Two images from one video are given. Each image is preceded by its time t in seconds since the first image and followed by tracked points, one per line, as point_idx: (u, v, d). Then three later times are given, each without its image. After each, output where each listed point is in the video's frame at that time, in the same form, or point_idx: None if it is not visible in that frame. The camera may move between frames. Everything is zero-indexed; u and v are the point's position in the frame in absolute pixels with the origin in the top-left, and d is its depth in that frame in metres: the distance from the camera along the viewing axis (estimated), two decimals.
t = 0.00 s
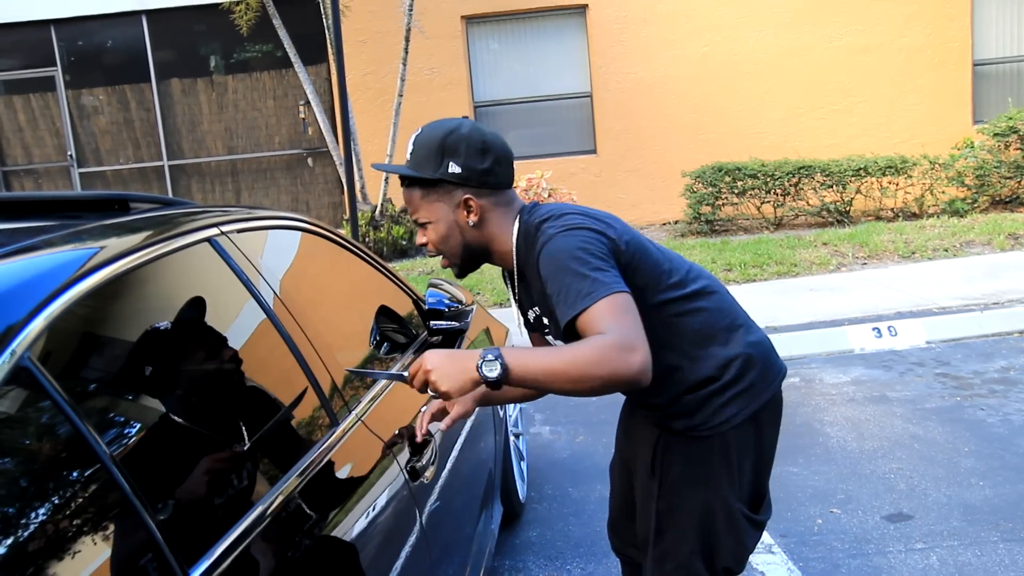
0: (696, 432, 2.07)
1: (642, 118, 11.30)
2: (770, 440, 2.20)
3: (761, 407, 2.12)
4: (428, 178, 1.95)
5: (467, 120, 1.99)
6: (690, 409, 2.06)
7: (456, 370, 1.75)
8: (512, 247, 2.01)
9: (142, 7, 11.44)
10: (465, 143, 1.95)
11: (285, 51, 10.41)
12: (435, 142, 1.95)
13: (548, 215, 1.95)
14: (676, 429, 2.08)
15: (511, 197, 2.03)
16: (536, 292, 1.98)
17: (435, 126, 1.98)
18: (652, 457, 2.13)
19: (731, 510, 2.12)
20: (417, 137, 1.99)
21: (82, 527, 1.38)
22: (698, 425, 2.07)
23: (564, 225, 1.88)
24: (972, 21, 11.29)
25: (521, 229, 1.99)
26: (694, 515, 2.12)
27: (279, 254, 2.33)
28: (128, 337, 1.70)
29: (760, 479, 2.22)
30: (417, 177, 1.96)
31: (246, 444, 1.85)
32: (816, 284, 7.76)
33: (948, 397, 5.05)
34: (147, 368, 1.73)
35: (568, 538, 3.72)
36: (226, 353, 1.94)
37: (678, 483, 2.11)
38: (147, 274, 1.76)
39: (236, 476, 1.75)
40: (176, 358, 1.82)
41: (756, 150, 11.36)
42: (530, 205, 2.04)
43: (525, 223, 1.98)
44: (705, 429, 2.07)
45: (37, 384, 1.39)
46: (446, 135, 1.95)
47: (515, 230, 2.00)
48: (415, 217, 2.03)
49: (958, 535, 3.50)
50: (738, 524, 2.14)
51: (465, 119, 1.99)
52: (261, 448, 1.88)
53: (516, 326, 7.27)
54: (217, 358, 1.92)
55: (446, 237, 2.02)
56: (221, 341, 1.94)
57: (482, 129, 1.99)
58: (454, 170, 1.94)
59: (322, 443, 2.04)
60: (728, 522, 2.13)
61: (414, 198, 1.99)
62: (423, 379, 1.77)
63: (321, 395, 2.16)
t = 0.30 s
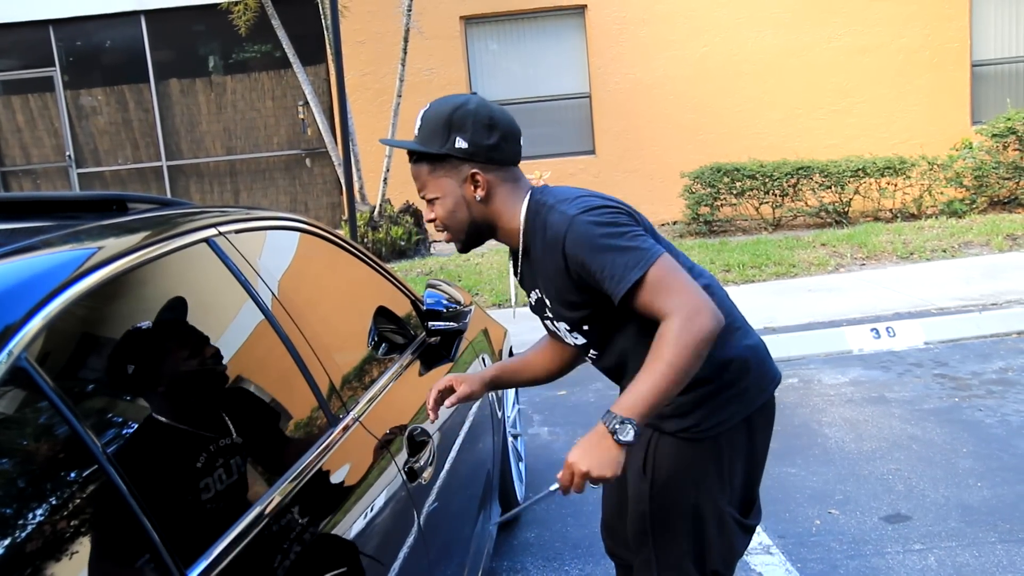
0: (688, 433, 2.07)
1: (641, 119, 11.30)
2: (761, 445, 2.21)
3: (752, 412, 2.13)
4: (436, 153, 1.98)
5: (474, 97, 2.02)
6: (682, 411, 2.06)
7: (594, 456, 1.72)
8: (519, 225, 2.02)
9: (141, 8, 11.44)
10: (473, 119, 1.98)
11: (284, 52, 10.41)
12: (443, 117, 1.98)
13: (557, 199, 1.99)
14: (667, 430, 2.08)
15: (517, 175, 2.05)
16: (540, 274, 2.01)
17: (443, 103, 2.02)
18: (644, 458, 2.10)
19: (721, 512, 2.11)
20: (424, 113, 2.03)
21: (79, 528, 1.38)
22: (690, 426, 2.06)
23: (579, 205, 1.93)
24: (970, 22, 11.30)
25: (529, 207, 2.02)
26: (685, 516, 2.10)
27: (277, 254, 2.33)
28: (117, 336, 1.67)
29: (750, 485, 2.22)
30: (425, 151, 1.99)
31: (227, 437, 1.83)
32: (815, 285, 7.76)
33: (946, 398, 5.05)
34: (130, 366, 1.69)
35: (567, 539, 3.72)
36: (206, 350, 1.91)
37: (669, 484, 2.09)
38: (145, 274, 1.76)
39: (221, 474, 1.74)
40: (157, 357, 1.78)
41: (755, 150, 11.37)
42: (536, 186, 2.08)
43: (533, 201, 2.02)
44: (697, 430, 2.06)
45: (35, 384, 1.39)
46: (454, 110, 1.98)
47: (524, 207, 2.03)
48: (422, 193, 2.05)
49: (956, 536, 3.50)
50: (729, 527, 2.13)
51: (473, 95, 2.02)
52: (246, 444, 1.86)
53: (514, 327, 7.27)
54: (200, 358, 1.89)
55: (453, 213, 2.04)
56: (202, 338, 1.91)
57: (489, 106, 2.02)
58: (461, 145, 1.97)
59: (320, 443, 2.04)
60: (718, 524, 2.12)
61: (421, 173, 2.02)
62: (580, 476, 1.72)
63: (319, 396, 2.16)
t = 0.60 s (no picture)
0: (692, 426, 2.06)
1: (640, 117, 11.30)
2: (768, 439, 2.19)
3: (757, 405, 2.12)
4: (444, 142, 1.98)
5: (476, 88, 2.04)
6: (686, 405, 2.06)
7: (751, 463, 1.89)
8: (527, 214, 2.03)
9: (139, 6, 11.42)
10: (480, 108, 1.99)
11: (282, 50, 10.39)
12: (448, 107, 1.98)
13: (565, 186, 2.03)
14: (671, 423, 2.08)
15: (522, 164, 2.06)
16: (550, 262, 2.02)
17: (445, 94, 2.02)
18: (651, 450, 2.11)
19: (728, 505, 2.09)
20: (427, 105, 2.03)
21: (79, 528, 1.38)
22: (694, 419, 2.06)
23: (592, 189, 1.98)
24: (969, 19, 11.29)
25: (537, 194, 2.04)
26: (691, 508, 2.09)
27: (276, 253, 2.33)
28: (111, 336, 1.65)
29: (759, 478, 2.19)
30: (432, 141, 1.99)
31: (219, 437, 1.80)
32: (815, 282, 7.76)
33: (946, 395, 5.05)
34: (121, 368, 1.65)
35: (567, 537, 3.72)
36: (199, 353, 1.87)
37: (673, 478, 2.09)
38: (144, 273, 1.75)
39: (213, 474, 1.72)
40: (148, 360, 1.73)
41: (754, 148, 11.37)
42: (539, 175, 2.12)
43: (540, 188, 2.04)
44: (701, 423, 2.06)
45: (34, 384, 1.39)
46: (459, 101, 1.99)
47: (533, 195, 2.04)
48: (428, 185, 2.04)
49: (955, 534, 3.50)
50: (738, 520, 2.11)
51: (476, 86, 2.03)
52: (240, 444, 1.84)
53: (513, 326, 7.27)
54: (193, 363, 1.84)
55: (462, 203, 2.03)
56: (196, 340, 1.88)
57: (492, 95, 2.04)
58: (470, 134, 1.98)
59: (320, 442, 2.04)
60: (727, 517, 2.10)
61: (428, 164, 2.01)
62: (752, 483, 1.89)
63: (318, 394, 2.16)
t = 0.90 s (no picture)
0: (699, 424, 2.06)
1: (638, 122, 11.31)
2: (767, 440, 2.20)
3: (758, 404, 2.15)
4: (454, 143, 1.97)
5: (475, 92, 2.06)
6: (694, 402, 2.06)
7: (754, 451, 1.93)
8: (538, 212, 2.04)
9: (138, 11, 11.43)
10: (485, 108, 2.01)
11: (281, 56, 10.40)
12: (454, 110, 1.99)
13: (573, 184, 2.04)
14: (679, 421, 2.08)
15: (526, 164, 2.07)
16: (563, 260, 2.01)
17: (446, 100, 2.03)
18: (658, 448, 2.10)
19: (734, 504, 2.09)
20: (429, 111, 2.02)
21: (75, 533, 1.38)
22: (702, 417, 2.06)
23: (604, 185, 2.01)
24: (966, 25, 11.32)
25: (545, 194, 2.05)
26: (698, 507, 2.08)
27: (274, 258, 2.33)
28: (108, 341, 1.64)
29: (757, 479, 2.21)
30: (440, 144, 1.98)
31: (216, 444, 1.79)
32: (813, 287, 7.78)
33: (943, 400, 5.06)
34: (112, 378, 1.63)
35: (565, 542, 3.72)
36: (184, 368, 1.83)
37: (680, 476, 2.08)
38: (141, 279, 1.76)
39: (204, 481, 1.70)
40: (135, 375, 1.69)
41: (752, 153, 11.39)
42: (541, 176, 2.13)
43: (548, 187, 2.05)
44: (709, 421, 2.06)
45: (31, 390, 1.39)
46: (464, 103, 2.01)
47: (541, 195, 2.05)
48: (436, 190, 2.02)
49: (953, 538, 3.50)
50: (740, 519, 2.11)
51: (474, 90, 2.06)
52: (232, 454, 1.82)
53: (511, 330, 7.28)
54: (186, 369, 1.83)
55: (474, 204, 2.02)
56: (184, 354, 1.85)
57: (492, 98, 2.06)
58: (480, 133, 1.98)
59: (317, 447, 2.04)
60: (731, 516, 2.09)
61: (437, 167, 1.99)
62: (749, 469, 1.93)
63: (316, 399, 2.16)
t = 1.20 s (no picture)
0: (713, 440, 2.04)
1: (633, 121, 11.31)
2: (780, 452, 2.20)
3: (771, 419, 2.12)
4: (478, 124, 1.97)
5: (505, 76, 2.05)
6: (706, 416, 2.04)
7: (689, 472, 1.88)
8: (556, 204, 2.04)
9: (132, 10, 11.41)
10: (512, 93, 2.00)
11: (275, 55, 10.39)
12: (482, 91, 1.99)
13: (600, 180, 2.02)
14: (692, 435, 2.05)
15: (550, 153, 2.07)
16: (575, 255, 2.03)
17: (476, 81, 2.03)
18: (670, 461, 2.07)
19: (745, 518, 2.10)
20: (458, 90, 2.02)
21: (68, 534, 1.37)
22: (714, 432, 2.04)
23: (626, 187, 1.97)
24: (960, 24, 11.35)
25: (567, 187, 2.05)
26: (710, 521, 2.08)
27: (269, 257, 2.33)
28: (107, 340, 1.64)
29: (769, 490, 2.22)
30: (465, 124, 1.98)
31: (187, 459, 1.70)
32: (808, 286, 7.79)
33: (937, 398, 5.07)
34: (80, 399, 1.51)
35: (560, 541, 3.72)
36: (153, 384, 1.72)
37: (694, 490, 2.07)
38: (135, 278, 1.75)
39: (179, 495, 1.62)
40: (103, 395, 1.57)
41: (747, 152, 11.40)
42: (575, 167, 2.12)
43: (572, 180, 2.05)
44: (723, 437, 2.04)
45: (24, 390, 1.38)
46: (493, 85, 2.00)
47: (564, 186, 2.05)
48: (458, 171, 2.02)
49: (947, 536, 3.51)
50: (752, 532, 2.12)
51: (506, 74, 2.05)
52: (207, 470, 1.74)
53: (506, 330, 7.28)
54: (185, 369, 1.82)
55: (493, 187, 2.01)
56: (151, 369, 1.73)
57: (521, 84, 2.06)
58: (505, 117, 1.97)
59: (312, 447, 2.04)
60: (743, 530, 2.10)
61: (460, 148, 2.00)
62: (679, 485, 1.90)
63: (310, 399, 2.16)
